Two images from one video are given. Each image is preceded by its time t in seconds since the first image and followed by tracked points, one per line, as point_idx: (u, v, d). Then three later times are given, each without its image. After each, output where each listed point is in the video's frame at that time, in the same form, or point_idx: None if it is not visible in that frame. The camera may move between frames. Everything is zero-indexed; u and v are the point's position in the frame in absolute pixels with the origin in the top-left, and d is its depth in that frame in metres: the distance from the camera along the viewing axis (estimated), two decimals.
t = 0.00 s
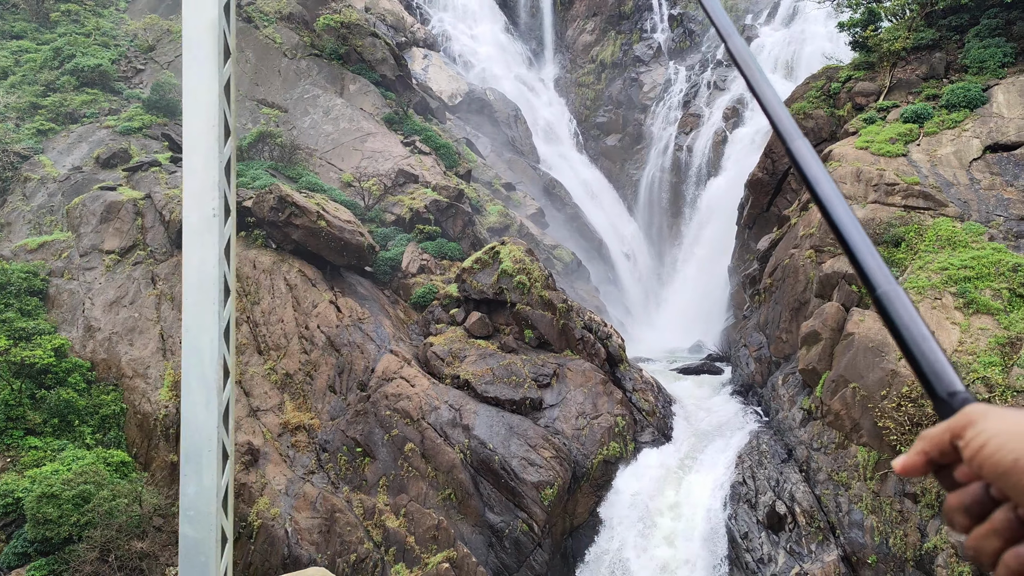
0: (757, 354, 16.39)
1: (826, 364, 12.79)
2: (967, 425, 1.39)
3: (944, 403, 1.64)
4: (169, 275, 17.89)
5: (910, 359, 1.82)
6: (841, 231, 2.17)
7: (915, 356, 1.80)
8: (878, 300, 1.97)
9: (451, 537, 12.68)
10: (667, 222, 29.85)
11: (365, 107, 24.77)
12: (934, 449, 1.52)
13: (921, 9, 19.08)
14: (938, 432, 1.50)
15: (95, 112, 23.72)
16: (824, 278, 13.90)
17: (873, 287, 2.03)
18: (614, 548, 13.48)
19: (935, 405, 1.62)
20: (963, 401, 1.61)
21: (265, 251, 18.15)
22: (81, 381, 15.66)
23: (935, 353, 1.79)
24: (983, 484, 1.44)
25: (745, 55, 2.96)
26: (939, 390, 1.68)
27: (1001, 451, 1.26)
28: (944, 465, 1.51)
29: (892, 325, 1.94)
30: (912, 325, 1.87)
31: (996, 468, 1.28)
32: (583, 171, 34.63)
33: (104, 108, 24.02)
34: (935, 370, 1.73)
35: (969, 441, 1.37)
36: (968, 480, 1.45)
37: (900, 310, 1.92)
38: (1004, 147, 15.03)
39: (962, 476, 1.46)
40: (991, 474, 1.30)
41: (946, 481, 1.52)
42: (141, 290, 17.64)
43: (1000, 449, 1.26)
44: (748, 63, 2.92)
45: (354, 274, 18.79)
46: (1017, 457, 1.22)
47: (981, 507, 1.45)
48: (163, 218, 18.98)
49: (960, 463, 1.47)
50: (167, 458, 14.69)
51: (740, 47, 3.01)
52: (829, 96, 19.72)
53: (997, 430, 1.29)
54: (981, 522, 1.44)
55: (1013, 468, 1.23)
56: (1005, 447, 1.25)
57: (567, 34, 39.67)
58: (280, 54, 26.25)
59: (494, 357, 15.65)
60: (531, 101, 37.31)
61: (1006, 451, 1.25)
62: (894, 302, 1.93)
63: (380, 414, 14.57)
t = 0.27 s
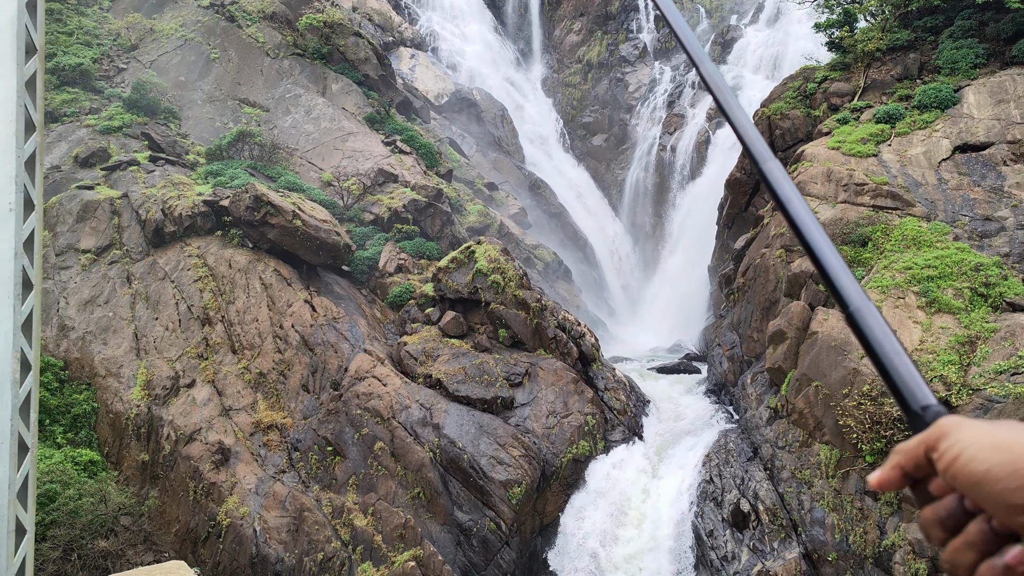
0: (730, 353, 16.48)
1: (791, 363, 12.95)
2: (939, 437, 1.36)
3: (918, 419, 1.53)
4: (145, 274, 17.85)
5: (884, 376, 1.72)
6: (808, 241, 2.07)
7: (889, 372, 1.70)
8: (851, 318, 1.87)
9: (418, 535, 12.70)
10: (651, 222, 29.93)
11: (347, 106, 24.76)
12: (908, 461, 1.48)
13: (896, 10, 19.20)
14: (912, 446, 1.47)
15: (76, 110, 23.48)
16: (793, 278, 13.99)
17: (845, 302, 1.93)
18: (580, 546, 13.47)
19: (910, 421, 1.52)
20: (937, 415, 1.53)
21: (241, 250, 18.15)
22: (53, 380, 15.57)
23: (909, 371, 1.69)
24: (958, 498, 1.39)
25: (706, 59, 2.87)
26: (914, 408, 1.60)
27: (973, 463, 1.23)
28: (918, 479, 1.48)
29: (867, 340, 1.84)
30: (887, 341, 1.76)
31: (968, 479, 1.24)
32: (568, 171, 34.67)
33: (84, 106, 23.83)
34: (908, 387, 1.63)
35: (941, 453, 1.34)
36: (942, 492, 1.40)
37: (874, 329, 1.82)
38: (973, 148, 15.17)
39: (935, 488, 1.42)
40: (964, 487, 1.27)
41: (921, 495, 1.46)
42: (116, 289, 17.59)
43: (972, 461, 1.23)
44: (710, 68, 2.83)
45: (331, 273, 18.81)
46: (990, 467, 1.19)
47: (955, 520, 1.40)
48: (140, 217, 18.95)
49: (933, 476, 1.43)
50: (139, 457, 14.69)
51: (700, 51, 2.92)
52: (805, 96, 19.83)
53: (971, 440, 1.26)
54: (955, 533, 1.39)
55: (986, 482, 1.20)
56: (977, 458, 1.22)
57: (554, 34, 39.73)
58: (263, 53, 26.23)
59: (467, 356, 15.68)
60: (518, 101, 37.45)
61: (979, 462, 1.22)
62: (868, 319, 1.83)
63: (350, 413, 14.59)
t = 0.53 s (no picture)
0: (703, 352, 16.56)
1: (757, 362, 13.07)
2: (934, 430, 1.42)
3: (914, 408, 1.50)
4: (120, 273, 17.81)
5: (878, 367, 1.67)
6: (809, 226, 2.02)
7: (885, 362, 1.65)
8: (849, 306, 1.81)
9: (385, 534, 12.72)
10: (635, 222, 30.02)
11: (329, 106, 24.75)
12: (902, 454, 1.57)
13: (871, 11, 19.33)
14: (907, 439, 1.55)
15: (56, 110, 23.27)
16: (762, 276, 14.24)
17: (845, 297, 1.88)
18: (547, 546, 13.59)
19: (903, 411, 1.50)
20: (932, 408, 1.48)
21: (217, 250, 18.15)
22: (25, 379, 15.48)
23: (906, 366, 1.64)
24: (947, 490, 1.50)
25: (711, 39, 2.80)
26: (908, 398, 1.54)
27: (967, 458, 1.32)
28: (910, 472, 1.56)
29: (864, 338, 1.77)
30: (884, 332, 1.72)
31: (963, 473, 1.34)
32: (555, 172, 34.75)
33: (65, 106, 23.65)
34: (905, 375, 1.59)
35: (936, 445, 1.43)
36: (934, 485, 1.50)
37: (871, 318, 1.77)
38: (942, 148, 15.28)
39: (927, 480, 1.52)
40: (958, 479, 1.36)
41: (913, 486, 1.56)
42: (91, 288, 17.52)
43: (969, 455, 1.32)
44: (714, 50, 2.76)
45: (308, 273, 18.81)
46: (985, 461, 1.28)
47: (949, 514, 1.48)
48: (116, 217, 18.89)
49: (927, 468, 1.53)
50: (110, 456, 14.65)
51: (708, 32, 2.84)
52: (782, 96, 19.94)
53: (966, 434, 1.34)
54: (948, 528, 1.48)
55: (980, 477, 1.29)
56: (973, 452, 1.31)
57: (542, 34, 39.81)
58: (245, 53, 26.22)
59: (439, 356, 15.71)
60: (505, 101, 37.56)
61: (972, 456, 1.32)
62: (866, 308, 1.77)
63: (322, 412, 14.60)
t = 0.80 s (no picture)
0: (676, 352, 16.66)
1: (723, 361, 13.18)
2: (946, 431, 1.50)
3: (925, 408, 1.56)
4: (95, 273, 17.78)
5: (893, 366, 1.73)
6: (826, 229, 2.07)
7: (899, 365, 1.71)
8: (865, 306, 1.86)
9: (352, 533, 12.76)
10: (618, 222, 30.13)
11: (310, 106, 24.78)
12: (917, 455, 1.65)
13: (846, 14, 19.48)
14: (919, 439, 1.63)
15: (36, 109, 23.13)
16: (732, 276, 14.45)
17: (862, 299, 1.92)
18: (516, 543, 13.68)
19: (916, 413, 1.57)
20: (945, 410, 1.54)
21: (193, 250, 18.15)
22: None
23: (922, 369, 1.70)
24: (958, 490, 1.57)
25: (731, 36, 2.81)
26: (921, 399, 1.61)
27: (977, 460, 1.39)
28: (923, 473, 1.65)
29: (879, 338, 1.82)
30: (901, 333, 1.76)
31: (971, 474, 1.40)
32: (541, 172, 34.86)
33: (45, 105, 23.50)
34: (919, 375, 1.64)
35: (948, 447, 1.50)
36: (945, 486, 1.56)
37: (886, 319, 1.81)
38: (912, 149, 15.42)
39: (939, 481, 1.59)
40: (969, 480, 1.43)
41: (923, 487, 1.63)
42: (65, 288, 17.46)
43: (978, 457, 1.39)
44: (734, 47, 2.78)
45: (285, 272, 18.83)
46: (994, 465, 1.34)
47: (958, 515, 1.52)
48: (92, 217, 18.85)
49: (939, 470, 1.59)
50: (81, 456, 14.61)
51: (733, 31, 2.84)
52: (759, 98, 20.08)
53: (975, 438, 1.42)
54: (957, 530, 1.51)
55: (988, 478, 1.36)
56: (982, 455, 1.38)
57: (530, 35, 39.90)
58: (227, 53, 26.21)
59: (412, 355, 15.74)
60: (492, 101, 37.66)
61: (983, 458, 1.38)
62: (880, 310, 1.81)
63: (292, 412, 14.61)
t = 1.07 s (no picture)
0: (649, 351, 16.76)
1: (689, 361, 13.32)
2: (950, 426, 1.35)
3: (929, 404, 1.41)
4: (70, 272, 17.70)
5: (899, 357, 1.59)
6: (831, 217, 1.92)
7: (905, 355, 1.57)
8: (870, 301, 1.71)
9: (319, 532, 12.77)
10: (602, 222, 30.20)
11: (291, 106, 24.81)
12: (919, 450, 1.51)
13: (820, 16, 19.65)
14: (920, 436, 1.48)
15: (16, 109, 22.91)
16: (701, 276, 14.59)
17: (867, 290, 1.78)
18: (482, 543, 13.81)
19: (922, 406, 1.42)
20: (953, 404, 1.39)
21: (169, 250, 18.13)
22: None
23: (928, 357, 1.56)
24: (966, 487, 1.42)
25: (733, 17, 2.67)
26: (927, 392, 1.47)
27: (981, 456, 1.25)
28: (928, 469, 1.51)
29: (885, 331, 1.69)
30: (906, 326, 1.61)
31: (976, 471, 1.26)
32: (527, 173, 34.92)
33: (25, 105, 23.27)
34: (924, 370, 1.50)
35: (951, 443, 1.35)
36: (952, 484, 1.41)
37: (891, 314, 1.67)
38: (882, 149, 15.52)
39: (944, 479, 1.44)
40: (973, 478, 1.28)
41: (929, 485, 1.48)
42: (39, 288, 17.34)
43: (983, 453, 1.24)
44: (737, 29, 2.63)
45: (262, 272, 18.83)
46: (1000, 460, 1.20)
47: (965, 511, 1.41)
48: (68, 216, 18.75)
49: (944, 465, 1.45)
50: (51, 456, 14.52)
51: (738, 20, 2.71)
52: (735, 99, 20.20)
53: (980, 432, 1.27)
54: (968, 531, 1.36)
55: (995, 474, 1.21)
56: (987, 450, 1.23)
57: (517, 35, 40.02)
58: (210, 53, 26.21)
59: (384, 355, 15.79)
60: (478, 102, 37.75)
61: (988, 455, 1.23)
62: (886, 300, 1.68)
63: (263, 411, 14.61)
